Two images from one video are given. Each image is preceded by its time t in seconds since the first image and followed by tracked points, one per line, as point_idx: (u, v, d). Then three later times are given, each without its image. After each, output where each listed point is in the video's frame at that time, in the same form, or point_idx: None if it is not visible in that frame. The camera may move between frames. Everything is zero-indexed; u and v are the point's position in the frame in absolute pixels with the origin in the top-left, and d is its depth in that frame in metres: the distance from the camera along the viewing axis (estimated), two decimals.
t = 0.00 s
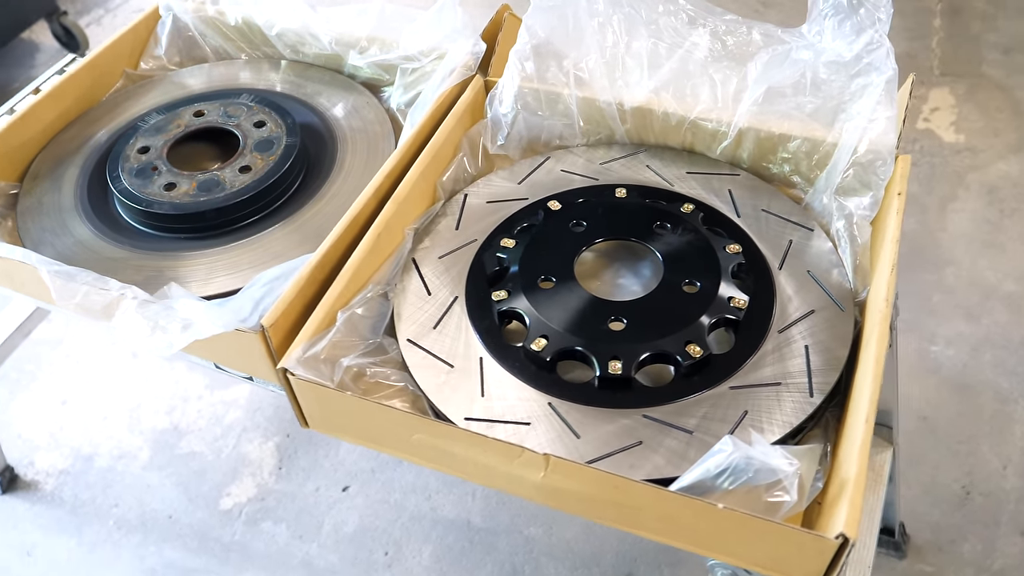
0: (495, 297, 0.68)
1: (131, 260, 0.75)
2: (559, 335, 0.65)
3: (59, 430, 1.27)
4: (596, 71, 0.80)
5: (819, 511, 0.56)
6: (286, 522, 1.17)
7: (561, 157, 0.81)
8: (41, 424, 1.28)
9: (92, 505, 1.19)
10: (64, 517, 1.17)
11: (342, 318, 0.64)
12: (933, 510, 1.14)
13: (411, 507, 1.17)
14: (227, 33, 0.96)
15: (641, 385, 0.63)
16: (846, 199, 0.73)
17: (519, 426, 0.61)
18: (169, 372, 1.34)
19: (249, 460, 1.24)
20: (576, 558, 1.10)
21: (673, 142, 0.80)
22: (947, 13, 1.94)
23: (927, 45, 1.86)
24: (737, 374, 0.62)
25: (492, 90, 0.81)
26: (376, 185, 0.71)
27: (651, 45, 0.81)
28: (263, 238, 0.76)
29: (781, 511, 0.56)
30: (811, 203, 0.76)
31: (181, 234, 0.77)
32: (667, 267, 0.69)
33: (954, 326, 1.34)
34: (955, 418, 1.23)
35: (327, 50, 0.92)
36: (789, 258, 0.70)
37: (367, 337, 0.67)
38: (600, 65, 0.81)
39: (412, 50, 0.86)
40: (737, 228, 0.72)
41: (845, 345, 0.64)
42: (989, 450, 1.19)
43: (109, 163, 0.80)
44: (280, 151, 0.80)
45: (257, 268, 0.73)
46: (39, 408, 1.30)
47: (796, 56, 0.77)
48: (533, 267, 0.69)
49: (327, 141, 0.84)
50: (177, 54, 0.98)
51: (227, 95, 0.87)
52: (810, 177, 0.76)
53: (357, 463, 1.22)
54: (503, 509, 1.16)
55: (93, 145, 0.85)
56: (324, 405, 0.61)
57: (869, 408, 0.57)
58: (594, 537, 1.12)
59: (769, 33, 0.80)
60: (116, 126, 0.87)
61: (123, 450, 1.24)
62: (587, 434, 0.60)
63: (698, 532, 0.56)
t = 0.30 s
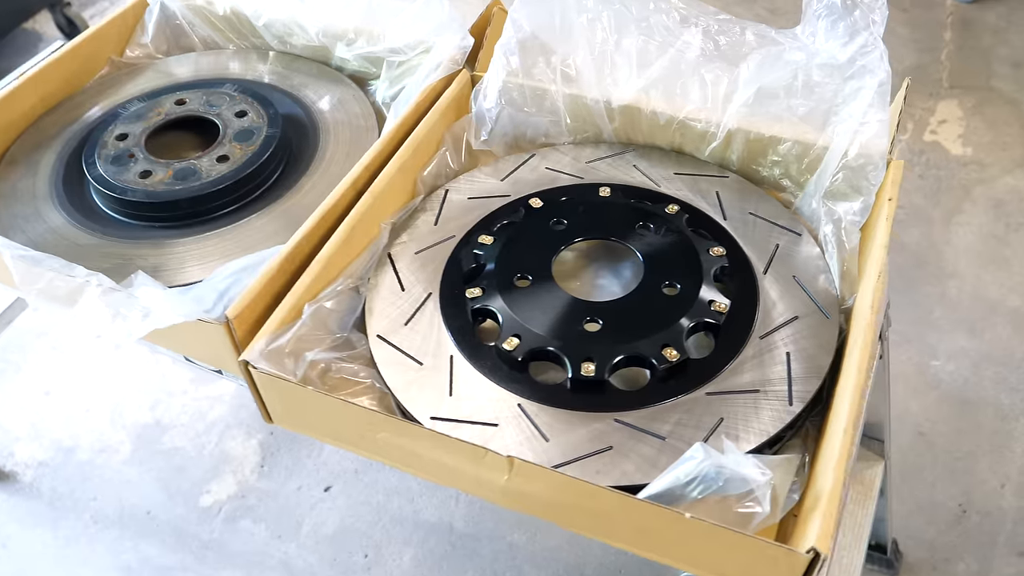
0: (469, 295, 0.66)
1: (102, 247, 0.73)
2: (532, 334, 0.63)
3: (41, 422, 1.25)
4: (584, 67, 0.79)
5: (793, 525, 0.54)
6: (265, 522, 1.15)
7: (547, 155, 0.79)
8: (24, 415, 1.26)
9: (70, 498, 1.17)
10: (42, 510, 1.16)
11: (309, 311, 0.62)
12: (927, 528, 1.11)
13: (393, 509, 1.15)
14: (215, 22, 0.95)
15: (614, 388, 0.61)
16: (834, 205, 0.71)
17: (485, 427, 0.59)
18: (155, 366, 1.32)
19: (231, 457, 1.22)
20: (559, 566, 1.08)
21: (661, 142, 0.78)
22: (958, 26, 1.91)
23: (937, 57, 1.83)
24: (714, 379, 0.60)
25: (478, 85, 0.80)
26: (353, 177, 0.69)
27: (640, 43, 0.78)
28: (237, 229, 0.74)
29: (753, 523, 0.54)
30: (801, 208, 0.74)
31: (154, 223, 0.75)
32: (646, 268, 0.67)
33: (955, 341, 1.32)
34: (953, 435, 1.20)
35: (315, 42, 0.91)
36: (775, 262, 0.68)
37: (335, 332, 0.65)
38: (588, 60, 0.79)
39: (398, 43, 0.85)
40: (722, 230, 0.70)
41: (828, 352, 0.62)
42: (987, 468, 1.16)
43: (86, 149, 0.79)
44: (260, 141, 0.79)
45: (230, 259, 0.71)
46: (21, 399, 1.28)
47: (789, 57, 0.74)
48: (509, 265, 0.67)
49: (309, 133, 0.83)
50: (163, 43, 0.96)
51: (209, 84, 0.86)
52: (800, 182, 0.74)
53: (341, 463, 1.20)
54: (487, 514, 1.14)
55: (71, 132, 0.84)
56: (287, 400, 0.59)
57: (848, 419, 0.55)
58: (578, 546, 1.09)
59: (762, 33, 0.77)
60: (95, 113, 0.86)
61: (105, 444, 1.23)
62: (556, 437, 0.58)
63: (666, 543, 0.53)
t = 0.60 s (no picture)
0: (442, 288, 0.64)
1: (68, 231, 0.71)
2: (504, 329, 0.61)
3: (18, 414, 1.23)
4: (569, 58, 0.77)
5: (769, 533, 0.51)
6: (241, 521, 1.12)
7: (529, 148, 0.77)
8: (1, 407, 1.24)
9: (44, 492, 1.14)
10: (16, 504, 1.13)
11: (273, 300, 0.60)
12: (919, 545, 1.08)
13: (371, 512, 1.13)
14: (199, 8, 0.93)
15: (588, 387, 0.58)
16: (822, 203, 0.68)
17: (452, 424, 0.56)
18: (137, 360, 1.30)
19: (210, 454, 1.20)
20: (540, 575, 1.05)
21: (648, 138, 0.76)
22: (961, 38, 1.89)
23: (939, 69, 1.81)
24: (691, 381, 0.58)
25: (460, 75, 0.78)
26: (327, 165, 0.67)
27: (628, 35, 0.77)
28: (209, 215, 0.72)
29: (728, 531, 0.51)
30: (789, 207, 0.71)
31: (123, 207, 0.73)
32: (625, 263, 0.64)
33: (952, 355, 1.29)
34: (947, 450, 1.18)
35: (297, 30, 0.89)
36: (761, 262, 0.66)
37: (301, 322, 0.63)
38: (573, 52, 0.77)
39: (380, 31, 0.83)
40: (706, 228, 0.67)
41: (812, 355, 0.59)
42: (982, 484, 1.13)
43: (57, 132, 0.77)
44: (236, 128, 0.77)
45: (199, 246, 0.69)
46: None
47: (780, 51, 0.72)
48: (484, 259, 0.65)
49: (288, 121, 0.81)
50: (146, 29, 0.94)
51: (188, 70, 0.84)
52: (789, 180, 0.71)
53: (320, 464, 1.18)
54: (468, 520, 1.11)
55: (45, 114, 0.82)
56: (248, 392, 0.57)
57: (828, 425, 0.52)
58: (560, 555, 1.07)
59: (754, 29, 0.75)
60: (71, 96, 0.84)
61: (82, 438, 1.20)
62: (525, 437, 0.56)
63: (636, 550, 0.51)
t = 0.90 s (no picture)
0: (410, 275, 0.61)
1: (21, 213, 0.68)
2: (473, 317, 0.57)
3: None
4: (551, 45, 0.73)
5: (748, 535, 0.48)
6: (210, 522, 1.09)
7: (507, 134, 0.74)
8: None
9: (6, 491, 1.11)
10: None
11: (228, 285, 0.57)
12: (910, 552, 1.05)
13: (346, 515, 1.09)
14: None
15: (560, 379, 0.55)
16: (809, 189, 0.65)
17: (415, 416, 0.53)
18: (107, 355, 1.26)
19: (179, 452, 1.16)
20: None
21: (631, 125, 0.73)
22: (956, 41, 1.87)
23: (934, 71, 1.79)
24: (669, 373, 0.55)
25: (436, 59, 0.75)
26: (293, 146, 0.64)
27: (611, 18, 0.74)
28: (169, 198, 0.69)
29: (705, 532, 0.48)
30: (776, 197, 0.68)
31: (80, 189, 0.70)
32: (602, 251, 0.61)
33: (945, 359, 1.26)
34: (940, 456, 1.15)
35: (270, 13, 0.86)
36: (745, 252, 0.63)
37: (259, 308, 0.60)
38: (554, 36, 0.73)
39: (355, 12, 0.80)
40: (688, 217, 0.65)
41: (797, 348, 0.56)
42: (975, 491, 1.11)
43: (14, 111, 0.74)
44: (200, 109, 0.74)
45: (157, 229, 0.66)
46: None
47: (767, 37, 0.69)
48: (455, 245, 0.62)
49: (257, 105, 0.79)
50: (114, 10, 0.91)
51: (154, 50, 0.81)
52: (776, 169, 0.68)
53: (295, 464, 1.14)
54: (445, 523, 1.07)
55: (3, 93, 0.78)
56: (199, 381, 0.54)
57: (811, 420, 0.49)
58: (539, 560, 1.03)
59: (741, 14, 0.72)
60: (31, 75, 0.80)
61: (47, 435, 1.17)
62: (492, 430, 0.52)
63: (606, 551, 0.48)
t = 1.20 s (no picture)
0: (378, 258, 0.57)
1: None
2: (445, 301, 0.54)
3: None
4: (528, 23, 0.70)
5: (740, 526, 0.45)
6: (181, 529, 1.02)
7: (483, 115, 0.71)
8: None
9: None
10: None
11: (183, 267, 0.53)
12: (901, 553, 1.03)
13: (322, 520, 1.03)
14: None
15: (538, 365, 0.52)
16: (797, 167, 0.63)
17: (383, 405, 0.50)
18: (75, 353, 1.18)
19: (151, 457, 1.09)
20: None
21: (612, 106, 0.70)
22: (937, 41, 1.85)
23: (916, 70, 1.77)
24: (653, 358, 0.52)
25: (407, 36, 0.72)
26: (256, 124, 0.61)
27: None
28: (127, 181, 0.65)
29: (694, 525, 0.45)
30: (762, 177, 0.66)
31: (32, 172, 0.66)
32: (583, 233, 0.58)
33: (932, 357, 1.24)
34: (929, 454, 1.12)
35: None
36: (732, 234, 0.60)
37: (218, 291, 0.56)
38: (532, 13, 0.70)
39: None
40: (672, 198, 0.62)
41: (788, 333, 0.53)
42: (963, 490, 1.08)
43: None
44: (161, 89, 0.70)
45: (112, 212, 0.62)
46: None
47: (750, 7, 0.66)
48: (426, 225, 0.59)
49: (222, 87, 0.75)
50: None
51: (116, 30, 0.78)
52: (762, 149, 0.66)
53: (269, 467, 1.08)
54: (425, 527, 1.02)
55: None
56: (153, 369, 0.50)
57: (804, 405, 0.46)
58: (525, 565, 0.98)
59: None
60: None
61: (12, 439, 1.09)
62: (466, 418, 0.49)
63: (589, 547, 0.45)
